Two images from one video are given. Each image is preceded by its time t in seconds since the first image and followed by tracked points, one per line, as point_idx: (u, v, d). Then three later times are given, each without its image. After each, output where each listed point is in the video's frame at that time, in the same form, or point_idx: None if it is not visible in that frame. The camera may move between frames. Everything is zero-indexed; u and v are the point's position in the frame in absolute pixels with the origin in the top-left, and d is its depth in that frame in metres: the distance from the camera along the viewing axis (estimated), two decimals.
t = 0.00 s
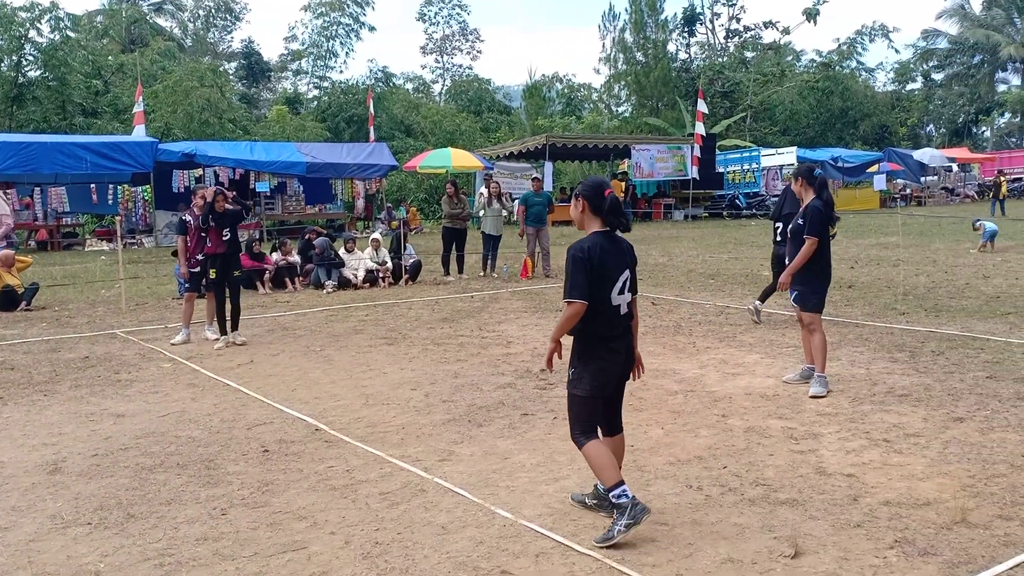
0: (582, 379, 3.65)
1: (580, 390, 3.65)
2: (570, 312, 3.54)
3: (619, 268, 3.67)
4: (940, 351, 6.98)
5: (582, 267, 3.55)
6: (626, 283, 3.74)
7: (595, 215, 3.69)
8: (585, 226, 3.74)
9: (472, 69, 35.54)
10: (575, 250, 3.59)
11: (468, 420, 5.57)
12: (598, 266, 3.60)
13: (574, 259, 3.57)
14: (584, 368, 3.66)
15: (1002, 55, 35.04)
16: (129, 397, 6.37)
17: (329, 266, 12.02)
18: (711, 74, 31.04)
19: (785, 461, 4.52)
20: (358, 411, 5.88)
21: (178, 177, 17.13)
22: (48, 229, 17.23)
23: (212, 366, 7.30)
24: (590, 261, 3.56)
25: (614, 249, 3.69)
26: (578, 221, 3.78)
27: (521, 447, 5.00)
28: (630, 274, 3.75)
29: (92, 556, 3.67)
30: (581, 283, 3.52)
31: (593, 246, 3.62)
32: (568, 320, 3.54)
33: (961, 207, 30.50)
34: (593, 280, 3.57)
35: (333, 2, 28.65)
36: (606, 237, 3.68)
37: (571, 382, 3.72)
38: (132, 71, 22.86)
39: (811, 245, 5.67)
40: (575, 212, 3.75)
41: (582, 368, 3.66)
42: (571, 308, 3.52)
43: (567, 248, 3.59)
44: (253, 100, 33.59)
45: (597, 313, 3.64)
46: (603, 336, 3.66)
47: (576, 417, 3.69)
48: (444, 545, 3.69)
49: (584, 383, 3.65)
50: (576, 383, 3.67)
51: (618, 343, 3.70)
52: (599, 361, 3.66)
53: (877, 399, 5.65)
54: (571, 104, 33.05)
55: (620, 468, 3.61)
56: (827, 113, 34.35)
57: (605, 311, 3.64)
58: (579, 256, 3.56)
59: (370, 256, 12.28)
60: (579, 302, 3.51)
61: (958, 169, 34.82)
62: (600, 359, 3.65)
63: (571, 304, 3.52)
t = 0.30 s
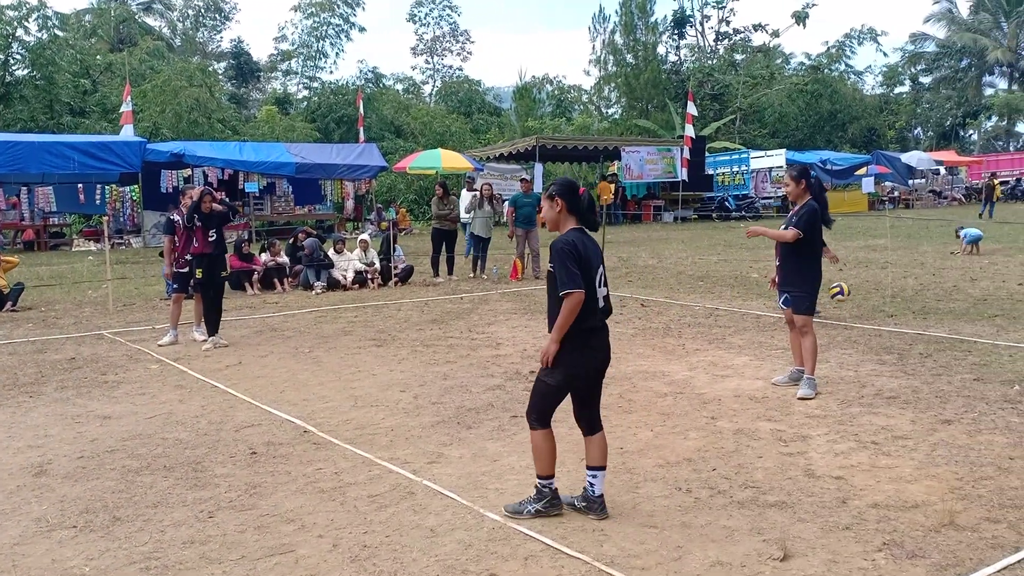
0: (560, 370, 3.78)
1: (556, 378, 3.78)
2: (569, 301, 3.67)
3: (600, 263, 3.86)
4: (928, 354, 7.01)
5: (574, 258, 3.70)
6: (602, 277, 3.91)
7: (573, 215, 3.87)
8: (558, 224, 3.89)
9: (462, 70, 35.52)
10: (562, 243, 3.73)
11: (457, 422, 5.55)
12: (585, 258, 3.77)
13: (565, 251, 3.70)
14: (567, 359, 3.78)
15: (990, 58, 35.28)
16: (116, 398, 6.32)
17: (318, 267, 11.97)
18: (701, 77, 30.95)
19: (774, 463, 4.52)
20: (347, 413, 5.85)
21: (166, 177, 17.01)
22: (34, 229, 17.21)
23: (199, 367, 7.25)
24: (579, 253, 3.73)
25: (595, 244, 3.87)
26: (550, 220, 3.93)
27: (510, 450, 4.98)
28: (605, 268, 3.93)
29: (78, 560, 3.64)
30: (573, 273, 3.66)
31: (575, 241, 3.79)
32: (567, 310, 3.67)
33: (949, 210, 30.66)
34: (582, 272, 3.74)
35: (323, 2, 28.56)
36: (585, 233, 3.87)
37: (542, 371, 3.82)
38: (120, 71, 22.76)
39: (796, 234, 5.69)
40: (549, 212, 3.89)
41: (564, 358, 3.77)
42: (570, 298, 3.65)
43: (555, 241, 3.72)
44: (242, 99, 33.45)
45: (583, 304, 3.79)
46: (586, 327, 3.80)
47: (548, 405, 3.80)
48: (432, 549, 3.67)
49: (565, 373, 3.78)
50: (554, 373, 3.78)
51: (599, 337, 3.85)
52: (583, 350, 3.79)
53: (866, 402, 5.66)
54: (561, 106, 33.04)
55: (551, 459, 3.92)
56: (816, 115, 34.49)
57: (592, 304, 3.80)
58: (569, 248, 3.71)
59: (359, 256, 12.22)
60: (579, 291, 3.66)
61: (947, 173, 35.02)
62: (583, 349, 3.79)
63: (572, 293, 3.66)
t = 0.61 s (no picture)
0: (523, 373, 3.84)
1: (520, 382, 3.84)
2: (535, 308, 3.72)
3: (560, 266, 3.90)
4: (918, 355, 7.04)
5: (535, 265, 3.75)
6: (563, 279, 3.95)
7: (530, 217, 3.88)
8: (519, 228, 3.90)
9: (453, 71, 35.53)
10: (524, 248, 3.76)
11: (448, 423, 5.53)
12: (545, 262, 3.81)
13: (526, 258, 3.74)
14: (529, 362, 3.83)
15: (978, 61, 35.50)
16: (104, 400, 6.27)
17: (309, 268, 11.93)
18: (692, 78, 30.95)
19: (764, 465, 4.53)
20: (336, 414, 5.82)
21: (156, 177, 16.91)
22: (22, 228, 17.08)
23: (188, 369, 7.20)
24: (540, 259, 3.77)
25: (554, 246, 3.91)
26: (510, 224, 3.94)
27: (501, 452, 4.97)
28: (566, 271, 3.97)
29: (65, 562, 3.60)
30: (535, 279, 3.71)
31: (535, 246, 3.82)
32: (536, 316, 3.71)
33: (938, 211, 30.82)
34: (544, 276, 3.79)
35: (314, 2, 28.48)
36: (545, 235, 3.90)
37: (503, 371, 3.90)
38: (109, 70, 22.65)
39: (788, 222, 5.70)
40: (507, 217, 3.90)
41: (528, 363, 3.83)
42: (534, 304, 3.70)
43: (516, 247, 3.75)
44: (232, 99, 33.30)
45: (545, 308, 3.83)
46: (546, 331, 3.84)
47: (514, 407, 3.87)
48: (423, 551, 3.65)
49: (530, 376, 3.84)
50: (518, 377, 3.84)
51: (559, 338, 3.90)
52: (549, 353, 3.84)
53: (856, 403, 5.68)
54: (552, 107, 33.05)
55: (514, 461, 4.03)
56: (806, 117, 34.62)
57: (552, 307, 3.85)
58: (529, 254, 3.75)
59: (348, 257, 12.21)
60: (543, 298, 3.72)
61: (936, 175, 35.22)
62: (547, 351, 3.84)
63: (537, 300, 3.71)
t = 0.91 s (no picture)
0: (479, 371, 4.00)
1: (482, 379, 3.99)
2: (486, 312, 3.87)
3: (523, 265, 4.02)
4: (912, 357, 7.05)
5: (495, 270, 3.86)
6: (528, 277, 4.08)
7: (492, 218, 3.98)
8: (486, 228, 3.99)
9: (448, 72, 35.50)
10: (488, 252, 3.87)
11: (441, 425, 5.52)
12: (506, 265, 3.92)
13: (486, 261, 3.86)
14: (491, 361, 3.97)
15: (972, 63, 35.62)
16: (96, 401, 6.24)
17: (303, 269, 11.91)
18: (686, 79, 31.00)
19: (758, 466, 4.52)
20: (329, 416, 5.80)
21: (149, 177, 16.81)
22: (15, 228, 17.04)
23: (181, 369, 7.18)
24: (500, 262, 3.89)
25: (515, 247, 4.01)
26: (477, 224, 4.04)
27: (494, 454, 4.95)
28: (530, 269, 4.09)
29: (56, 565, 3.58)
30: (491, 284, 3.85)
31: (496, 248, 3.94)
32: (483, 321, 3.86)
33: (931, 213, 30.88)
34: (502, 280, 3.91)
35: (308, 2, 28.43)
36: (506, 237, 4.01)
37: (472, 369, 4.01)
38: (102, 70, 22.56)
39: (775, 212, 5.77)
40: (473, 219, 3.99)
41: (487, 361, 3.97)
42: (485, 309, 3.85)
43: (477, 252, 3.88)
44: (225, 100, 33.19)
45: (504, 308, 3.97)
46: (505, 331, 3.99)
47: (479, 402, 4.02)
48: (416, 553, 3.64)
49: (491, 375, 3.98)
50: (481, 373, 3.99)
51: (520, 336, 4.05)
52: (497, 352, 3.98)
53: (850, 405, 5.68)
54: (546, 108, 33.05)
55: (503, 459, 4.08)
56: (800, 118, 34.70)
57: (511, 307, 3.99)
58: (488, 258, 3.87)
59: (344, 258, 12.20)
60: (496, 303, 3.86)
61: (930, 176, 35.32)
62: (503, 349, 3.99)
63: (489, 307, 3.85)
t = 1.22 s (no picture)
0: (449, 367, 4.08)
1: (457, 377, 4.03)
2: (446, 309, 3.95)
3: (499, 264, 4.04)
4: (907, 359, 7.05)
5: (460, 266, 3.90)
6: (504, 277, 4.09)
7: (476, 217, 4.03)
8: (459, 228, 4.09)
9: (444, 74, 35.52)
10: (458, 249, 3.92)
11: (437, 427, 5.50)
12: (480, 262, 3.94)
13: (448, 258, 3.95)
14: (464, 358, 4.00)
15: (967, 67, 35.73)
16: (90, 403, 6.21)
17: (298, 271, 11.87)
18: (683, 82, 31.09)
19: (755, 469, 4.52)
20: (324, 418, 5.78)
21: (145, 179, 16.74)
22: (9, 230, 16.90)
23: (175, 372, 7.16)
24: (472, 260, 3.92)
25: (492, 246, 4.04)
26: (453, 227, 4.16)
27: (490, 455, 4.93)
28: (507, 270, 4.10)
29: (49, 569, 3.55)
30: (455, 281, 3.91)
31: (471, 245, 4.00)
32: (439, 316, 3.95)
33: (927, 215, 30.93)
34: (472, 278, 3.93)
35: (305, 5, 28.42)
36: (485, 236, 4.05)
37: (457, 371, 4.04)
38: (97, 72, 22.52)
39: (765, 214, 5.81)
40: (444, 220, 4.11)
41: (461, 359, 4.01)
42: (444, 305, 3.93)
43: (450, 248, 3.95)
44: (222, 102, 33.14)
45: (476, 306, 4.00)
46: (480, 330, 4.01)
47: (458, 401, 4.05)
48: (411, 557, 3.62)
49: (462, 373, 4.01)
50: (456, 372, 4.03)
51: (495, 335, 4.06)
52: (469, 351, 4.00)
53: (846, 407, 5.67)
54: (542, 111, 33.05)
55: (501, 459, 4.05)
56: (796, 122, 34.79)
57: (486, 305, 4.01)
58: (459, 255, 3.93)
59: (341, 260, 12.19)
60: (454, 300, 3.92)
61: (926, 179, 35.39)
62: (479, 349, 4.00)
63: (448, 302, 3.92)
